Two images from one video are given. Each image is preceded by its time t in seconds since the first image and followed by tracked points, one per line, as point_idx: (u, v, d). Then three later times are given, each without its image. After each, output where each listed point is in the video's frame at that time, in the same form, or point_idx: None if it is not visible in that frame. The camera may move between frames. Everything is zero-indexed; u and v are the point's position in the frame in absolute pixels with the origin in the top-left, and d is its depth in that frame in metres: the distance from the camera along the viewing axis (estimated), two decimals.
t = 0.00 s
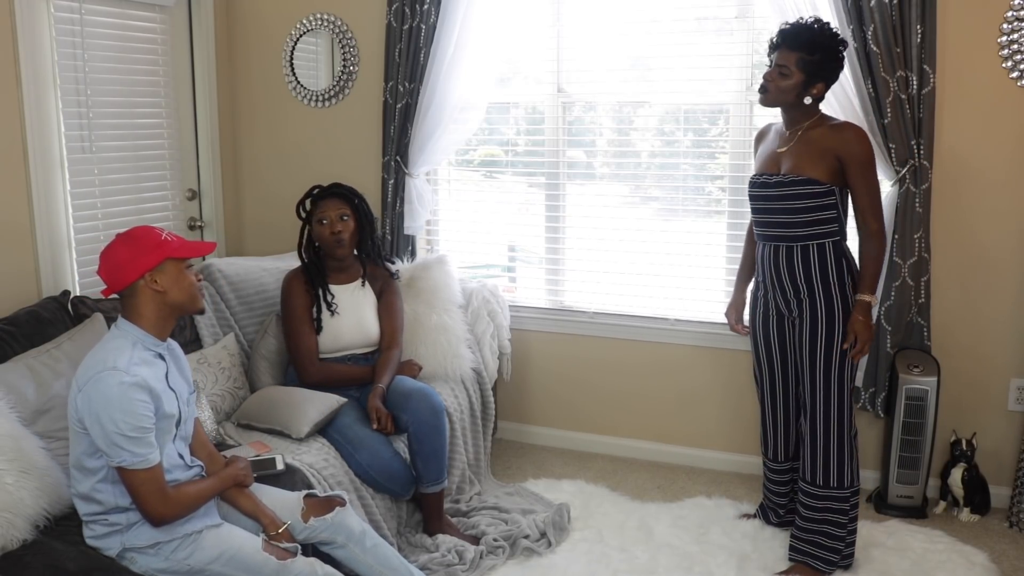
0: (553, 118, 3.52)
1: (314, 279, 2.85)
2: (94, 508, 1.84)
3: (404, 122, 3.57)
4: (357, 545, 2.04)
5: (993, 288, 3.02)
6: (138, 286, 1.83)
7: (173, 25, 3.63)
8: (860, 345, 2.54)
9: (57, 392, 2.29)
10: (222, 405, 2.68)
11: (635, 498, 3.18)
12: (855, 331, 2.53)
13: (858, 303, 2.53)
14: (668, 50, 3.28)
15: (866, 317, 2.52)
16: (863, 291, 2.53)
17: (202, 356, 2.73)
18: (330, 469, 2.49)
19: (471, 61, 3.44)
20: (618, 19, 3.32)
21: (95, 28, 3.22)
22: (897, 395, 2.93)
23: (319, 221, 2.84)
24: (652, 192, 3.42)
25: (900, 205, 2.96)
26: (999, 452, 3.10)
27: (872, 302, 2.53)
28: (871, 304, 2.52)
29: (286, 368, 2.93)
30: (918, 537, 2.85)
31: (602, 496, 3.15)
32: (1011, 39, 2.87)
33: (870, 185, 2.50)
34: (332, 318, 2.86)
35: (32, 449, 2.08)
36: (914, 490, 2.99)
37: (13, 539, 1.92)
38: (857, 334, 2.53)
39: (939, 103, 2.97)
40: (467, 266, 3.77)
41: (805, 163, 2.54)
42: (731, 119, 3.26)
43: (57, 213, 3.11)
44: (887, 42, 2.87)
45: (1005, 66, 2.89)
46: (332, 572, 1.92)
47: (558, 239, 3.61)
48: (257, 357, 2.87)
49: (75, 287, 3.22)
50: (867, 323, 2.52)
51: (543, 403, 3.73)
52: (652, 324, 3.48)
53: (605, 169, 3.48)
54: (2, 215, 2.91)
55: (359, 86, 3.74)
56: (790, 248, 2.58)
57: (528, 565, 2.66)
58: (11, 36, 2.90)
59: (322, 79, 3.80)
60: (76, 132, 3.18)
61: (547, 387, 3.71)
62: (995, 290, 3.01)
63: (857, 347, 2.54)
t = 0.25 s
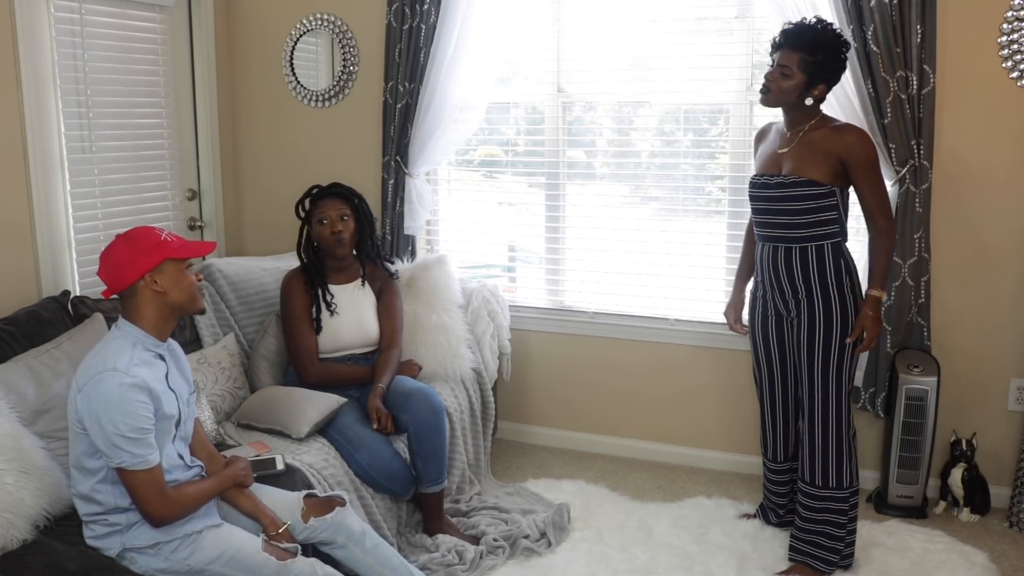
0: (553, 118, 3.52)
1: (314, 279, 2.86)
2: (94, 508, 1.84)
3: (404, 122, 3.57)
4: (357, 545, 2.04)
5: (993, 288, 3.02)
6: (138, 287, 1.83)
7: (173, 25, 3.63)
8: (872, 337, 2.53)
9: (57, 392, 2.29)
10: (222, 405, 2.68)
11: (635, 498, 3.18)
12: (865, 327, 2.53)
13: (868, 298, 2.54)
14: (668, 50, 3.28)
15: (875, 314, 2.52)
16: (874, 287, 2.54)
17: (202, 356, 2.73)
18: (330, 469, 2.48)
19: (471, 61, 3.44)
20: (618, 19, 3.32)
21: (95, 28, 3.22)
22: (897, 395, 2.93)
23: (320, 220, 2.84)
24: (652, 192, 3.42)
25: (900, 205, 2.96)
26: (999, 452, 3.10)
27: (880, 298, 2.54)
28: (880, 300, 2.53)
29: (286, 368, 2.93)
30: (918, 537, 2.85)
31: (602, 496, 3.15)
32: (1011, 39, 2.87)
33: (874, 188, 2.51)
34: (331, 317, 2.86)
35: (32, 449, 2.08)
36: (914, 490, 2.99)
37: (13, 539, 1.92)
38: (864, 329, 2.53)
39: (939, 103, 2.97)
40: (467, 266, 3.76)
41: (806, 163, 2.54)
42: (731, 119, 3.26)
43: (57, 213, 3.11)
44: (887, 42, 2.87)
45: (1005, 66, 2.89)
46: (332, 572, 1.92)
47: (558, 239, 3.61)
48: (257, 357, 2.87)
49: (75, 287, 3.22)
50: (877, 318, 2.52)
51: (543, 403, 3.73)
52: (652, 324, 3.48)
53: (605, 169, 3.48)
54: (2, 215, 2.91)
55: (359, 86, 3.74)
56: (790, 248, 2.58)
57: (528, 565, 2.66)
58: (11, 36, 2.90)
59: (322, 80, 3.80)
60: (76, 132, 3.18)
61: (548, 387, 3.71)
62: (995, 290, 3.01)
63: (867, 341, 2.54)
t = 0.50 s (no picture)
0: (553, 118, 3.52)
1: (315, 279, 2.85)
2: (94, 509, 1.84)
3: (404, 122, 3.57)
4: (357, 545, 2.04)
5: (993, 289, 3.01)
6: (139, 287, 1.83)
7: (173, 25, 3.63)
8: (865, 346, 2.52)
9: (57, 392, 2.29)
10: (222, 405, 2.68)
11: (635, 498, 3.18)
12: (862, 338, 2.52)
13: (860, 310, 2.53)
14: (668, 50, 3.28)
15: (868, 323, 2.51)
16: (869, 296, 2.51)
17: (202, 356, 2.73)
18: (330, 469, 2.48)
19: (471, 61, 3.44)
20: (617, 19, 3.32)
21: (95, 28, 3.22)
22: (897, 395, 2.93)
23: (333, 219, 2.84)
24: (652, 192, 3.42)
25: (900, 205, 2.96)
26: (999, 452, 3.10)
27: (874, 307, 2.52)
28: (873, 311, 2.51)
29: (286, 368, 2.93)
30: (918, 537, 2.85)
31: (602, 496, 3.15)
32: (1011, 39, 2.87)
33: (874, 187, 2.49)
34: (333, 319, 2.86)
35: (32, 449, 2.08)
36: (914, 490, 2.99)
37: (13, 539, 1.92)
38: (859, 337, 2.53)
39: (939, 103, 2.97)
40: (467, 266, 3.76)
41: (806, 163, 2.53)
42: (731, 119, 3.26)
43: (57, 213, 3.11)
44: (887, 42, 2.87)
45: (1005, 66, 2.89)
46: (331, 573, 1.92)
47: (558, 239, 3.61)
48: (257, 357, 2.87)
49: (75, 287, 3.22)
50: (869, 328, 2.52)
51: (543, 403, 3.73)
52: (652, 324, 3.48)
53: (605, 169, 3.48)
54: (2, 215, 2.91)
55: (359, 86, 3.74)
56: (790, 248, 2.58)
57: (528, 565, 2.66)
58: (11, 36, 2.90)
59: (322, 80, 3.80)
60: (76, 132, 3.18)
61: (548, 387, 3.71)
62: (995, 290, 3.01)
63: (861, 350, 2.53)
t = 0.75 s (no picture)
0: (553, 118, 3.52)
1: (314, 279, 2.85)
2: (94, 508, 1.83)
3: (404, 122, 3.57)
4: (357, 545, 2.03)
5: (993, 289, 3.02)
6: (134, 288, 1.83)
7: (173, 25, 3.62)
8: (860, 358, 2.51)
9: (57, 392, 2.29)
10: (222, 405, 2.68)
11: (635, 498, 3.18)
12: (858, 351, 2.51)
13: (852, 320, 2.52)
14: (668, 50, 3.28)
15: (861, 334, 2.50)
16: (861, 307, 2.50)
17: (202, 356, 2.73)
18: (330, 470, 2.48)
19: (471, 61, 3.44)
20: (617, 19, 3.32)
21: (95, 28, 3.22)
22: (897, 395, 2.93)
23: (341, 219, 2.85)
24: (652, 192, 3.42)
25: (900, 205, 2.96)
26: (999, 452, 3.10)
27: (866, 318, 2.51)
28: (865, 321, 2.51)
29: (286, 368, 2.93)
30: (918, 536, 2.85)
31: (602, 496, 3.15)
32: (1010, 39, 2.87)
33: (871, 193, 2.49)
34: (334, 322, 2.86)
35: (32, 449, 2.08)
36: (914, 490, 2.99)
37: (13, 539, 1.92)
38: (852, 349, 2.51)
39: (939, 103, 2.97)
40: (467, 266, 3.76)
41: (806, 165, 2.54)
42: (731, 119, 3.26)
43: (57, 213, 3.10)
44: (887, 42, 2.87)
45: (1005, 66, 2.89)
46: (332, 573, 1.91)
47: (558, 239, 3.61)
48: (257, 357, 2.87)
49: (74, 287, 3.22)
50: (863, 339, 2.50)
51: (543, 403, 3.72)
52: (652, 324, 3.48)
53: (605, 169, 3.48)
54: (2, 215, 2.90)
55: (359, 86, 3.74)
56: (786, 249, 2.58)
57: (528, 565, 2.65)
58: (11, 36, 2.90)
59: (322, 79, 3.80)
60: (76, 132, 3.18)
61: (548, 387, 3.71)
62: (995, 290, 3.01)
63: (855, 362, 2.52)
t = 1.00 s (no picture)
0: (553, 118, 3.52)
1: (313, 280, 2.85)
2: (93, 509, 1.83)
3: (404, 122, 3.57)
4: (357, 545, 2.03)
5: (993, 290, 3.01)
6: (135, 287, 1.84)
7: (173, 25, 3.63)
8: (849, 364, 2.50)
9: (57, 392, 2.29)
10: (222, 406, 2.68)
11: (635, 498, 3.18)
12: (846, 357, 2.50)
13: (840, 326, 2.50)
14: (668, 50, 3.28)
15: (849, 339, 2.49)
16: (850, 313, 2.49)
17: (202, 356, 2.73)
18: (330, 469, 2.48)
19: (471, 61, 3.44)
20: (617, 19, 3.32)
21: (95, 29, 3.22)
22: (897, 395, 2.93)
23: (342, 219, 2.85)
24: (652, 192, 3.42)
25: (900, 205, 2.96)
26: (999, 452, 3.10)
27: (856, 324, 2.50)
28: (853, 328, 2.49)
29: (286, 368, 2.93)
30: (918, 536, 2.85)
31: (602, 496, 3.15)
32: (1011, 39, 2.87)
33: (868, 198, 2.47)
34: (332, 320, 2.86)
35: (32, 449, 2.08)
36: (914, 490, 2.99)
37: (13, 539, 1.92)
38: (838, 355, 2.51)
39: (939, 103, 2.97)
40: (467, 266, 3.77)
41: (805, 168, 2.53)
42: (731, 119, 3.26)
43: (57, 213, 3.11)
44: (887, 42, 2.87)
45: (1005, 66, 2.89)
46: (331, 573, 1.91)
47: (558, 239, 3.61)
48: (257, 358, 2.87)
49: (75, 287, 3.23)
50: (850, 346, 2.49)
51: (543, 403, 3.72)
52: (652, 324, 3.48)
53: (605, 169, 3.48)
54: (2, 215, 2.91)
55: (359, 86, 3.74)
56: (780, 250, 2.59)
57: (528, 566, 2.66)
58: (11, 36, 2.90)
59: (322, 79, 3.80)
60: (76, 132, 3.18)
61: (548, 387, 3.71)
62: (995, 290, 3.01)
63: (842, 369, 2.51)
